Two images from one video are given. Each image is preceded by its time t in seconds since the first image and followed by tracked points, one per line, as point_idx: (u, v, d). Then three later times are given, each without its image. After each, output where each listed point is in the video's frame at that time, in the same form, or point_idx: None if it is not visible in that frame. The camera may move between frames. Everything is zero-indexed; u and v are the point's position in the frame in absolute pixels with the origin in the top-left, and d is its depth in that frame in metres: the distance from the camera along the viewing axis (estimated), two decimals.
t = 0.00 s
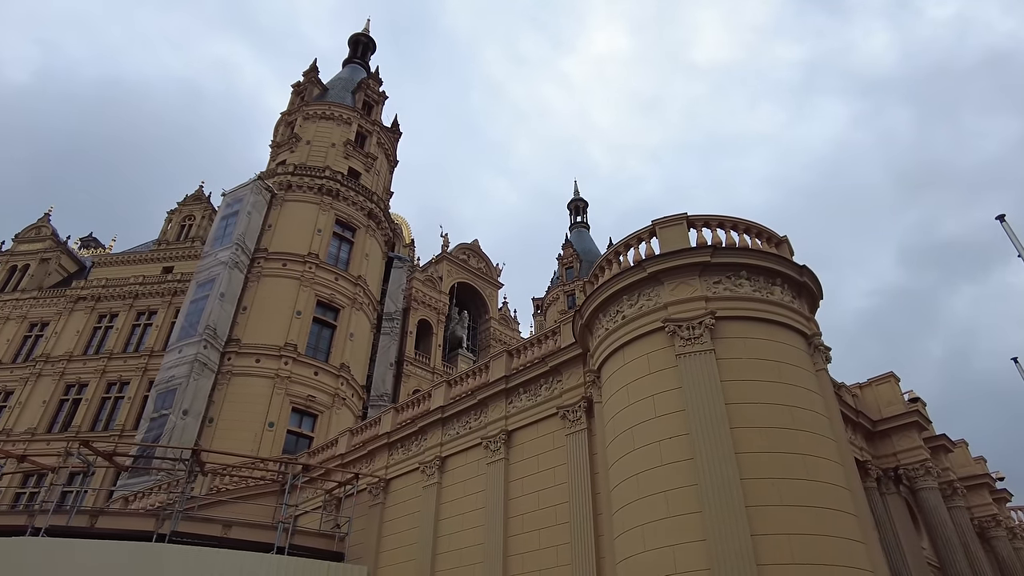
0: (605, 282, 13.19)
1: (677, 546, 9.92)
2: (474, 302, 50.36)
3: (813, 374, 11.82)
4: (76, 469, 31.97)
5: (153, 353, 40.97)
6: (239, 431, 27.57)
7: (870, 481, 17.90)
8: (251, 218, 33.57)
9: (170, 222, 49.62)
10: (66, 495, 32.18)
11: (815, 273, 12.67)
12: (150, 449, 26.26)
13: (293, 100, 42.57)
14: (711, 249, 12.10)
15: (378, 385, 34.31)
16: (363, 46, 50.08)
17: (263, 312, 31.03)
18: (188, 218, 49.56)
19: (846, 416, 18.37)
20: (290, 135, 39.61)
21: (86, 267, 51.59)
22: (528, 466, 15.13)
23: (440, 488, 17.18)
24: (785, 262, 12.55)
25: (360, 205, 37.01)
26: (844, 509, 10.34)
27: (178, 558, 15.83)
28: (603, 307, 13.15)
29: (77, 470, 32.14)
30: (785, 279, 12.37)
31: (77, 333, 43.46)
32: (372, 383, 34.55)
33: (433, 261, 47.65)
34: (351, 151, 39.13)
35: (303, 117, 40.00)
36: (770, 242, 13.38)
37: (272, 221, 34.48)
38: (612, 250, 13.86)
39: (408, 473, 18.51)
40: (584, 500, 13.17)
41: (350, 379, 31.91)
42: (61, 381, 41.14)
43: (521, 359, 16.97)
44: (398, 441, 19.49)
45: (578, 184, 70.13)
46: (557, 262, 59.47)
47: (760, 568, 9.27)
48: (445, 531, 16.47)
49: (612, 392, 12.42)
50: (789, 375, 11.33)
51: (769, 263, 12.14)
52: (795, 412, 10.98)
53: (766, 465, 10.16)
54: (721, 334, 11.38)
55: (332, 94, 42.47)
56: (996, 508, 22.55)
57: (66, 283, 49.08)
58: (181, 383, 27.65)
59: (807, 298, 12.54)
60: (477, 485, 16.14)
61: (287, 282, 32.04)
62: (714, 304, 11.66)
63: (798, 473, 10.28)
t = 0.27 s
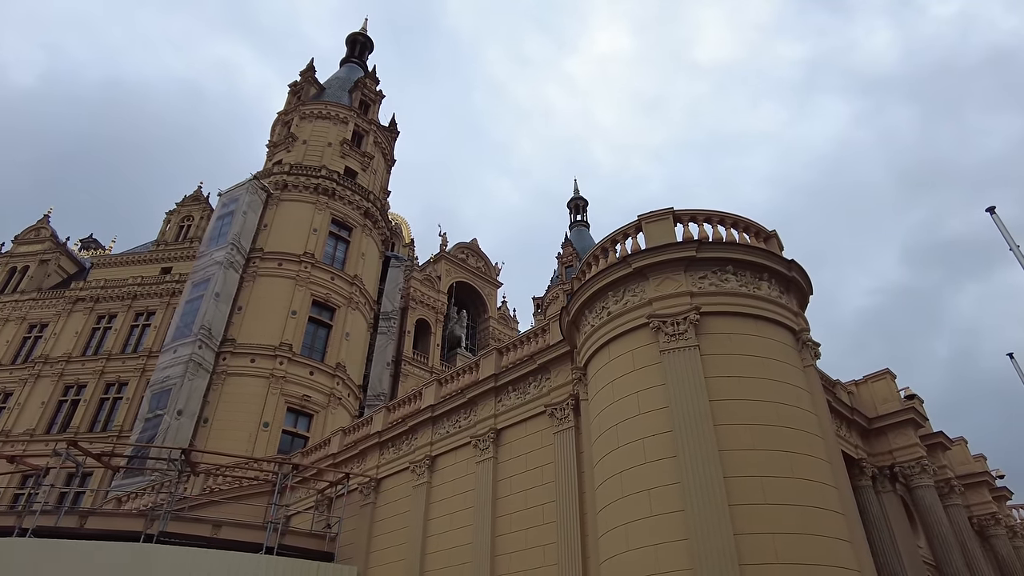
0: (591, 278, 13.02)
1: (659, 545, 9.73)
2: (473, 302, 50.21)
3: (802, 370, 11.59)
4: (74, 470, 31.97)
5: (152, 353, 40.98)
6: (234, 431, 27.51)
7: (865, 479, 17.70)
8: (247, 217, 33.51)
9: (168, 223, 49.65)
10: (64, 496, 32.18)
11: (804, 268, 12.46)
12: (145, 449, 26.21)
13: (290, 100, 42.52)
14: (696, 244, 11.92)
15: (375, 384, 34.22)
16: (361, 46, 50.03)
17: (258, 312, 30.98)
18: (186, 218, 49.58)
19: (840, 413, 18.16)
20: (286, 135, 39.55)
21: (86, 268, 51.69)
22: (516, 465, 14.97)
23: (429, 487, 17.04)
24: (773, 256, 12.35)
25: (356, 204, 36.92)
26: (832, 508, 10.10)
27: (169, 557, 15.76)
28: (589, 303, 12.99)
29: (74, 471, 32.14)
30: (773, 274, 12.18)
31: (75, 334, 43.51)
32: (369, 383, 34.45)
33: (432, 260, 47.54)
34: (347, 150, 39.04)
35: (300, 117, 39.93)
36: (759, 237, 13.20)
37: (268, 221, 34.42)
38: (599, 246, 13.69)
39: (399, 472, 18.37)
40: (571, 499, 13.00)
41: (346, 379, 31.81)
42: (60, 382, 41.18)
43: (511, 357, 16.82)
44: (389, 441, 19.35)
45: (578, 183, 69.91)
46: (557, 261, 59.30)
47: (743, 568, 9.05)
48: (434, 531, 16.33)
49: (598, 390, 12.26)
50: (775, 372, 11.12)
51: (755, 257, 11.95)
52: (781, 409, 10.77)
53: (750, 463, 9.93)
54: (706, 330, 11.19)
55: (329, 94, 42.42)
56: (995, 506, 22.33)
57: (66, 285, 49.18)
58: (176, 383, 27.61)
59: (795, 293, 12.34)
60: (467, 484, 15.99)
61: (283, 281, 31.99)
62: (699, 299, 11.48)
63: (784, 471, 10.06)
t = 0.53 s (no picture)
0: (575, 276, 12.90)
1: (638, 546, 9.58)
2: (471, 303, 50.08)
3: (787, 367, 11.41)
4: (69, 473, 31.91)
5: (149, 356, 40.96)
6: (228, 433, 27.46)
7: (859, 480, 17.53)
8: (242, 220, 33.48)
9: (167, 226, 49.71)
10: (61, 499, 32.16)
11: (790, 264, 12.28)
12: (138, 452, 26.11)
13: (286, 102, 42.51)
14: (680, 240, 11.77)
15: (371, 387, 34.09)
16: (358, 48, 50.05)
17: (253, 315, 30.92)
18: (185, 222, 49.63)
19: (834, 413, 17.95)
20: (282, 137, 39.52)
21: (85, 272, 51.79)
22: (503, 466, 14.83)
23: (418, 489, 16.91)
24: (758, 253, 12.19)
25: (352, 206, 36.84)
26: (815, 508, 9.90)
27: (155, 559, 15.69)
28: (574, 302, 12.84)
29: (71, 474, 32.11)
30: (758, 271, 12.02)
31: (73, 338, 43.53)
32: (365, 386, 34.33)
33: (430, 262, 47.45)
34: (343, 152, 38.99)
35: (296, 119, 39.90)
36: (745, 234, 13.02)
37: (263, 223, 34.39)
38: (584, 244, 13.56)
39: (388, 474, 18.25)
40: (556, 500, 12.85)
41: (341, 381, 31.70)
42: (58, 385, 41.19)
43: (500, 357, 16.69)
44: (379, 442, 19.23)
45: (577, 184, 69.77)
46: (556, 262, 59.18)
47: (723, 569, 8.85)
48: (422, 533, 16.18)
49: (581, 389, 12.13)
50: (760, 369, 10.94)
51: (740, 254, 11.80)
52: (765, 407, 10.60)
53: (732, 462, 9.73)
54: (688, 328, 11.05)
55: (326, 96, 42.41)
56: (994, 506, 22.13)
57: (65, 288, 49.26)
58: (170, 386, 27.53)
59: (781, 290, 12.17)
60: (454, 485, 15.84)
61: (278, 284, 31.93)
62: (682, 296, 11.34)
63: (766, 470, 9.87)
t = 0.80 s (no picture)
0: (558, 275, 12.79)
1: (617, 547, 9.42)
2: (469, 306, 49.94)
3: (772, 365, 11.21)
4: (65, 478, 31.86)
5: (147, 360, 40.93)
6: (222, 436, 27.39)
7: (853, 480, 17.34)
8: (237, 223, 33.46)
9: (165, 230, 49.77)
10: (57, 503, 32.13)
11: (776, 261, 12.11)
12: (131, 455, 26.02)
13: (283, 106, 42.54)
14: (662, 238, 11.65)
15: (366, 390, 33.90)
16: (355, 52, 50.13)
17: (248, 318, 30.88)
18: (183, 226, 49.67)
19: (827, 413, 17.72)
20: (278, 141, 39.52)
21: (84, 277, 51.88)
22: (490, 467, 14.67)
23: (406, 491, 16.76)
24: (743, 250, 12.04)
25: (347, 209, 36.78)
26: (799, 508, 9.67)
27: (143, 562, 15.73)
28: (557, 301, 12.73)
29: (67, 478, 32.11)
30: (743, 268, 11.86)
31: (71, 342, 43.56)
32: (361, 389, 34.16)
33: (428, 265, 47.36)
34: (339, 155, 38.97)
35: (292, 122, 39.91)
36: (731, 231, 12.89)
37: (258, 226, 34.37)
38: (569, 243, 13.45)
39: (377, 476, 18.11)
40: (541, 501, 12.68)
41: (337, 384, 31.59)
42: (56, 390, 41.19)
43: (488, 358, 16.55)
44: (369, 445, 19.10)
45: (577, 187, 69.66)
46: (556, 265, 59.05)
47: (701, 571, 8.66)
48: (410, 535, 16.03)
49: (565, 389, 11.99)
50: (743, 367, 10.76)
51: (724, 251, 11.65)
52: (749, 406, 10.40)
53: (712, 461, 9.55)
54: (670, 326, 10.92)
55: (322, 100, 42.44)
56: (992, 507, 21.90)
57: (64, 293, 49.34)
58: (163, 390, 27.45)
59: (767, 288, 12.00)
60: (441, 488, 15.68)
61: (273, 287, 31.89)
62: (664, 294, 11.20)
63: (748, 470, 9.67)
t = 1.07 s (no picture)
0: (542, 270, 12.66)
1: (596, 543, 9.29)
2: (467, 305, 49.78)
3: (756, 359, 11.03)
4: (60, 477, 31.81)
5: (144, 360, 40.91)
6: (216, 436, 27.33)
7: (846, 477, 17.05)
8: (232, 222, 33.39)
9: (163, 230, 49.78)
10: (53, 502, 32.10)
11: (760, 254, 11.92)
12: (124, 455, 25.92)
13: (279, 105, 42.49)
14: (645, 231, 11.51)
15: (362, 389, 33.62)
16: (352, 51, 50.08)
17: (242, 317, 30.81)
18: (181, 226, 49.68)
19: (820, 409, 17.48)
20: (274, 140, 39.47)
21: (83, 277, 51.94)
22: (476, 464, 14.53)
23: (394, 489, 16.65)
24: (728, 243, 11.87)
25: (343, 207, 36.67)
26: (782, 504, 9.47)
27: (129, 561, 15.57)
28: (541, 296, 12.59)
29: (63, 477, 32.10)
30: (727, 261, 11.71)
31: (70, 342, 43.59)
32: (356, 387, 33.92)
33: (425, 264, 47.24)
34: (335, 153, 38.91)
35: (288, 121, 39.85)
36: (716, 225, 12.76)
37: (254, 225, 34.33)
38: (554, 237, 13.32)
39: (366, 474, 18.00)
40: (526, 498, 12.51)
41: (331, 382, 31.49)
42: (54, 390, 41.21)
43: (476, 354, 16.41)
44: (359, 443, 19.00)
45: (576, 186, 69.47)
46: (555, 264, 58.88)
47: (679, 567, 8.47)
48: (397, 533, 15.91)
49: (548, 384, 11.86)
50: (726, 361, 10.59)
51: (707, 244, 11.49)
52: (731, 399, 10.20)
53: (692, 456, 9.36)
54: (652, 319, 10.78)
55: (318, 99, 42.39)
56: (990, 505, 21.63)
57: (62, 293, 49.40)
58: (157, 389, 27.37)
59: (752, 281, 11.82)
60: (428, 485, 15.55)
61: (267, 286, 31.85)
62: (646, 287, 11.06)
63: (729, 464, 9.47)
